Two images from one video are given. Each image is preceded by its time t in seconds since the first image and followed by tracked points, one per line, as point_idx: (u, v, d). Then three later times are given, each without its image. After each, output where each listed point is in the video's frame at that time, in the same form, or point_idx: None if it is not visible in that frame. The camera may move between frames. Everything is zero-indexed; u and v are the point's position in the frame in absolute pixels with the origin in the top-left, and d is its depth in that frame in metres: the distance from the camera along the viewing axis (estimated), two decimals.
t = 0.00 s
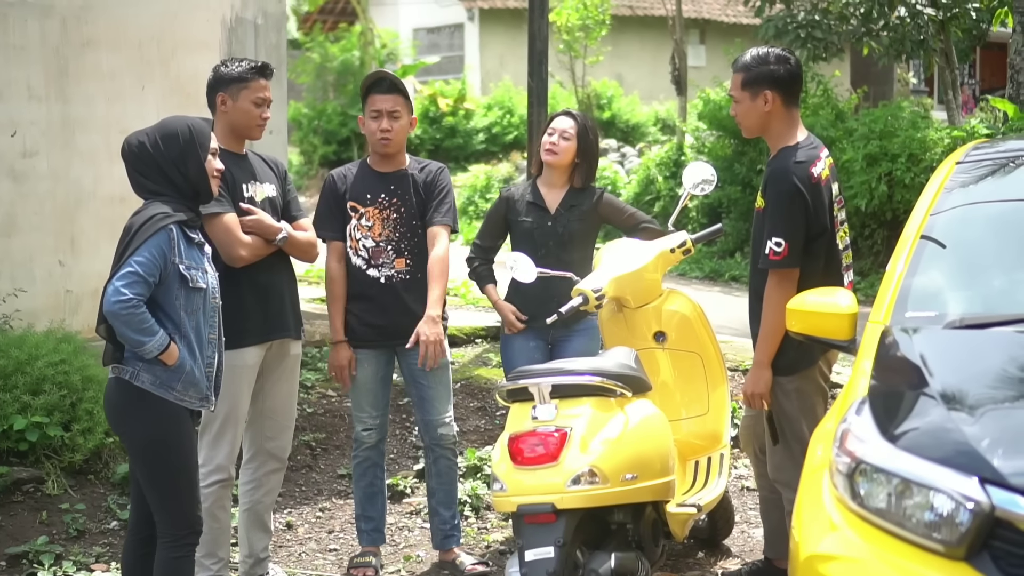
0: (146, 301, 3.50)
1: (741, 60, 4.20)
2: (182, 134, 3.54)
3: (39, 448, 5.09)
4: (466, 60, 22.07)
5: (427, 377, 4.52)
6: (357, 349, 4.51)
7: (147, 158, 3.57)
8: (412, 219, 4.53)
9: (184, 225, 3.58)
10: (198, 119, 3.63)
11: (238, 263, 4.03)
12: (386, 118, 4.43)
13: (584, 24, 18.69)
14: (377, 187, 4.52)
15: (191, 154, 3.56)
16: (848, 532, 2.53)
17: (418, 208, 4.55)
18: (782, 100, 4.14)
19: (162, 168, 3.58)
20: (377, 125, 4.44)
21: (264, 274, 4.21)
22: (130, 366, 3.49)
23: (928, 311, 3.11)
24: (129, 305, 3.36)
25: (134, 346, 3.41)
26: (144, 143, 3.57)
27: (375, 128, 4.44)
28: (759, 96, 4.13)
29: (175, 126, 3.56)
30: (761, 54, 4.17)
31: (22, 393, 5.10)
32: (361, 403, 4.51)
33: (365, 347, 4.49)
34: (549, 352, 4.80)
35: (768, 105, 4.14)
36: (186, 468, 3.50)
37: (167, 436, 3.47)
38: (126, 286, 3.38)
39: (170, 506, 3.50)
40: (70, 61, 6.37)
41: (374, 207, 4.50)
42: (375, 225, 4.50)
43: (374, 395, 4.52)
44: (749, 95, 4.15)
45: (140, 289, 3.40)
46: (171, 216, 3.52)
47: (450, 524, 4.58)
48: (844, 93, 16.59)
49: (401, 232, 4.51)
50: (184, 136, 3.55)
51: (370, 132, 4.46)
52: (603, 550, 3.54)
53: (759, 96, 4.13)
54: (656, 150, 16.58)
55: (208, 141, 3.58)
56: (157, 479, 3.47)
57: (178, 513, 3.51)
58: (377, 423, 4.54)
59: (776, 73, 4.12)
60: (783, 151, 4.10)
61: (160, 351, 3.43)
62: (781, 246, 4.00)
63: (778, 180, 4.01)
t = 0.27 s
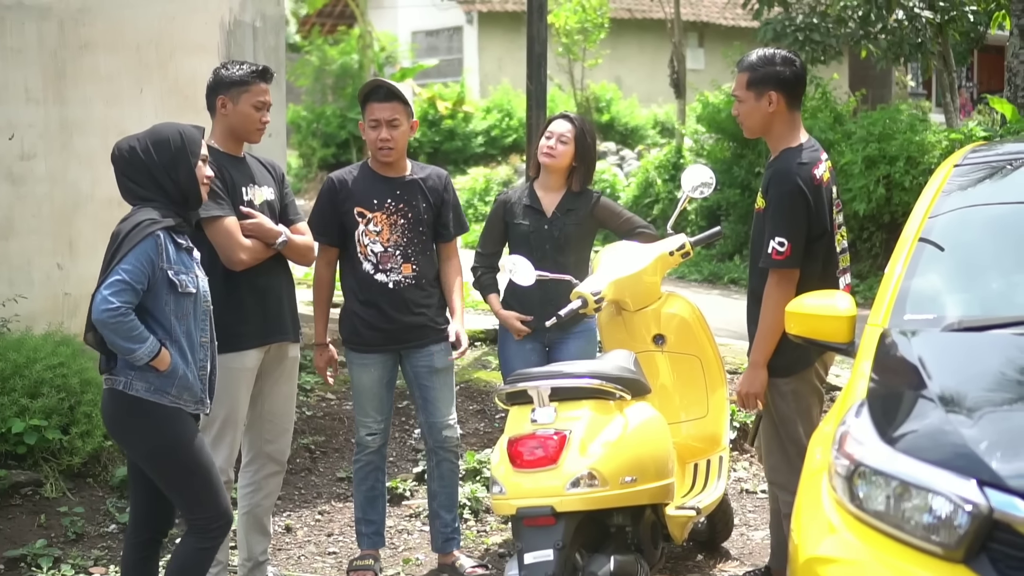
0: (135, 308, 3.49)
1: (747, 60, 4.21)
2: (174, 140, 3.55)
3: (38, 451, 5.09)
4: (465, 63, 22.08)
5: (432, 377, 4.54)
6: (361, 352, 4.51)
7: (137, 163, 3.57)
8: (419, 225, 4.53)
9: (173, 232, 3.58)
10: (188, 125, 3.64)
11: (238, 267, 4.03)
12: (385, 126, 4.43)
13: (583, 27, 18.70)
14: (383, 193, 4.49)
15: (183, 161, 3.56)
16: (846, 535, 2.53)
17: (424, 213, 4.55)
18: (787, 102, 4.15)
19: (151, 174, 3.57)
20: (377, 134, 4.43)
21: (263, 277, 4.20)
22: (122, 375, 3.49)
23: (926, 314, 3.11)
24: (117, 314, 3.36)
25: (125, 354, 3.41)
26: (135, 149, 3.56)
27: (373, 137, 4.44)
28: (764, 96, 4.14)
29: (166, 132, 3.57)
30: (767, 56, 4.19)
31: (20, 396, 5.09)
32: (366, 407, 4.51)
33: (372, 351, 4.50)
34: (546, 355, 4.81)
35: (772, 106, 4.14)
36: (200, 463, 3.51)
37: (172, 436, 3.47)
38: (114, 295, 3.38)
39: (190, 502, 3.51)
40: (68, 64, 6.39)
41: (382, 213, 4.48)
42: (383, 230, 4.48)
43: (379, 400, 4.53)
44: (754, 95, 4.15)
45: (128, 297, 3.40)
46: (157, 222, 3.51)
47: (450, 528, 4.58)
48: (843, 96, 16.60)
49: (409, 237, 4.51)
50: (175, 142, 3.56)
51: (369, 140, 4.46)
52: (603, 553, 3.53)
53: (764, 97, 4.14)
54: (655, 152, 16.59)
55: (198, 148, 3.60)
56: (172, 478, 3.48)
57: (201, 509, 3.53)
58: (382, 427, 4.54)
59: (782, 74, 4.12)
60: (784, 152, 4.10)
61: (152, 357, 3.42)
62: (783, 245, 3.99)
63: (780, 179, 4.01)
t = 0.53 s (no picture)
0: (141, 313, 3.50)
1: (752, 63, 4.21)
2: (169, 142, 3.55)
3: (42, 453, 5.09)
4: (468, 65, 22.09)
5: (432, 380, 4.55)
6: (361, 354, 4.51)
7: (134, 167, 3.58)
8: (419, 228, 4.53)
9: (174, 234, 3.58)
10: (184, 127, 3.64)
11: (244, 269, 4.03)
12: (383, 134, 4.42)
13: (586, 29, 18.70)
14: (382, 196, 4.51)
15: (178, 162, 3.56)
16: (850, 537, 2.53)
17: (424, 217, 4.55)
18: (791, 105, 4.15)
19: (148, 177, 3.58)
20: (375, 142, 4.42)
21: (268, 279, 4.21)
22: (128, 379, 3.48)
23: (930, 316, 3.11)
24: (125, 319, 3.36)
25: (132, 359, 3.41)
26: (132, 154, 3.57)
27: (372, 144, 4.44)
28: (768, 100, 4.14)
29: (162, 135, 3.57)
30: (772, 58, 4.19)
31: (24, 398, 5.10)
32: (366, 409, 4.51)
33: (371, 353, 4.50)
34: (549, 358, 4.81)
35: (777, 109, 4.15)
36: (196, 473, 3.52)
37: (175, 444, 3.48)
38: (121, 300, 3.38)
39: (183, 512, 3.51)
40: (72, 67, 6.42)
41: (381, 216, 4.50)
42: (382, 233, 4.50)
43: (379, 402, 4.53)
44: (758, 98, 4.15)
45: (135, 302, 3.40)
46: (162, 226, 3.51)
47: (452, 531, 4.57)
48: (846, 98, 16.61)
49: (407, 240, 4.50)
50: (171, 143, 3.55)
51: (369, 146, 4.47)
52: (606, 556, 3.53)
53: (768, 100, 4.14)
54: (657, 155, 16.59)
55: (195, 149, 3.59)
56: (168, 488, 3.48)
57: (191, 520, 3.52)
58: (382, 429, 4.54)
59: (787, 78, 4.13)
60: (788, 155, 4.10)
61: (159, 363, 3.43)
62: (785, 249, 3.99)
63: (783, 182, 4.01)
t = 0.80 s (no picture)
0: (139, 307, 3.51)
1: (757, 63, 4.21)
2: (169, 137, 3.55)
3: (44, 454, 5.10)
4: (469, 66, 22.10)
5: (431, 381, 4.54)
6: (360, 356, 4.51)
7: (135, 163, 3.57)
8: (417, 228, 4.52)
9: (173, 231, 3.58)
10: (186, 121, 3.64)
11: (250, 269, 4.03)
12: (386, 135, 4.42)
13: (587, 30, 18.70)
14: (381, 196, 4.52)
15: (179, 157, 3.56)
16: (852, 538, 2.53)
17: (423, 217, 4.55)
18: (796, 105, 4.15)
19: (148, 173, 3.58)
20: (377, 143, 4.43)
21: (273, 279, 4.21)
22: (128, 371, 3.50)
23: (932, 316, 3.11)
24: (122, 313, 3.37)
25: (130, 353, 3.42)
26: (132, 148, 3.56)
27: (373, 145, 4.44)
28: (774, 101, 4.14)
29: (162, 129, 3.57)
30: (777, 59, 4.19)
31: (27, 399, 5.11)
32: (366, 409, 4.51)
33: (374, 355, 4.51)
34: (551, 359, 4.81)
35: (782, 110, 4.15)
36: (180, 472, 3.52)
37: (166, 440, 3.50)
38: (117, 293, 3.39)
39: (162, 509, 3.51)
40: (74, 68, 6.42)
41: (379, 216, 4.51)
42: (380, 234, 4.51)
43: (378, 402, 4.52)
44: (763, 99, 4.15)
45: (132, 296, 3.41)
46: (156, 221, 3.53)
47: (454, 531, 4.57)
48: (847, 99, 16.61)
49: (405, 241, 4.50)
50: (171, 138, 3.55)
51: (370, 146, 4.47)
52: (608, 556, 3.53)
53: (773, 100, 4.14)
54: (659, 155, 16.59)
55: (196, 143, 3.59)
56: (150, 483, 3.49)
57: (164, 521, 3.52)
58: (382, 430, 4.54)
59: (792, 79, 4.13)
60: (792, 155, 4.10)
61: (157, 357, 3.44)
62: (790, 249, 3.99)
63: (786, 182, 4.01)
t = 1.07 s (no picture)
0: (125, 307, 3.51)
1: (756, 63, 4.21)
2: (171, 137, 3.55)
3: (41, 454, 5.09)
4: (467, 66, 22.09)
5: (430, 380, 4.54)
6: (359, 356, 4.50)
7: (135, 162, 3.56)
8: (417, 228, 4.54)
9: (166, 231, 3.58)
10: (189, 124, 3.64)
11: (248, 268, 4.03)
12: (388, 129, 4.43)
13: (584, 30, 18.69)
14: (380, 196, 4.51)
15: (179, 158, 3.55)
16: (850, 538, 2.53)
17: (422, 217, 4.56)
18: (795, 105, 4.15)
19: (148, 174, 3.57)
20: (377, 138, 4.42)
21: (272, 279, 4.20)
22: (114, 371, 3.51)
23: (929, 316, 3.11)
24: (105, 312, 3.37)
25: (113, 352, 3.42)
26: (134, 146, 3.56)
27: (375, 139, 4.43)
28: (772, 101, 4.14)
29: (164, 130, 3.57)
30: (776, 59, 4.19)
31: (24, 399, 5.11)
32: (365, 410, 4.49)
33: (370, 354, 4.49)
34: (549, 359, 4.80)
35: (780, 110, 4.15)
36: (162, 475, 3.53)
37: (150, 442, 3.51)
38: (101, 292, 3.39)
39: (142, 511, 3.51)
40: (71, 68, 6.42)
41: (379, 216, 4.50)
42: (381, 234, 4.50)
43: (377, 402, 4.51)
44: (762, 99, 4.15)
45: (117, 296, 3.41)
46: (151, 220, 3.52)
47: (451, 531, 4.57)
48: (844, 98, 16.62)
49: (407, 240, 4.52)
50: (173, 139, 3.56)
51: (370, 142, 4.45)
52: (606, 556, 3.54)
53: (773, 100, 4.14)
54: (656, 156, 16.59)
55: (197, 146, 3.59)
56: (131, 484, 3.49)
57: (139, 524, 3.52)
58: (381, 430, 4.52)
59: (791, 79, 4.13)
60: (789, 155, 4.10)
61: (139, 358, 3.43)
62: (786, 249, 3.99)
63: (784, 182, 4.01)
